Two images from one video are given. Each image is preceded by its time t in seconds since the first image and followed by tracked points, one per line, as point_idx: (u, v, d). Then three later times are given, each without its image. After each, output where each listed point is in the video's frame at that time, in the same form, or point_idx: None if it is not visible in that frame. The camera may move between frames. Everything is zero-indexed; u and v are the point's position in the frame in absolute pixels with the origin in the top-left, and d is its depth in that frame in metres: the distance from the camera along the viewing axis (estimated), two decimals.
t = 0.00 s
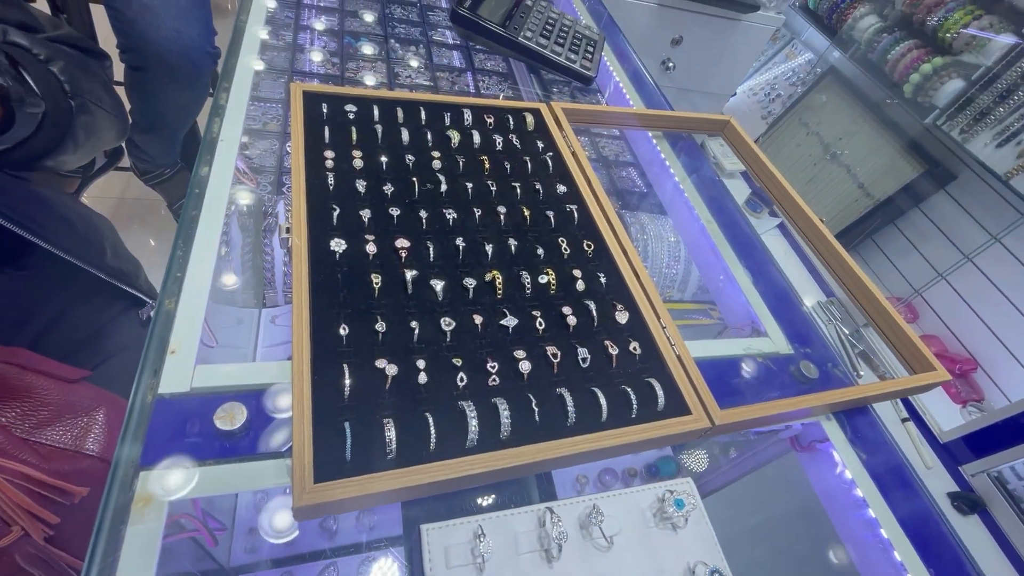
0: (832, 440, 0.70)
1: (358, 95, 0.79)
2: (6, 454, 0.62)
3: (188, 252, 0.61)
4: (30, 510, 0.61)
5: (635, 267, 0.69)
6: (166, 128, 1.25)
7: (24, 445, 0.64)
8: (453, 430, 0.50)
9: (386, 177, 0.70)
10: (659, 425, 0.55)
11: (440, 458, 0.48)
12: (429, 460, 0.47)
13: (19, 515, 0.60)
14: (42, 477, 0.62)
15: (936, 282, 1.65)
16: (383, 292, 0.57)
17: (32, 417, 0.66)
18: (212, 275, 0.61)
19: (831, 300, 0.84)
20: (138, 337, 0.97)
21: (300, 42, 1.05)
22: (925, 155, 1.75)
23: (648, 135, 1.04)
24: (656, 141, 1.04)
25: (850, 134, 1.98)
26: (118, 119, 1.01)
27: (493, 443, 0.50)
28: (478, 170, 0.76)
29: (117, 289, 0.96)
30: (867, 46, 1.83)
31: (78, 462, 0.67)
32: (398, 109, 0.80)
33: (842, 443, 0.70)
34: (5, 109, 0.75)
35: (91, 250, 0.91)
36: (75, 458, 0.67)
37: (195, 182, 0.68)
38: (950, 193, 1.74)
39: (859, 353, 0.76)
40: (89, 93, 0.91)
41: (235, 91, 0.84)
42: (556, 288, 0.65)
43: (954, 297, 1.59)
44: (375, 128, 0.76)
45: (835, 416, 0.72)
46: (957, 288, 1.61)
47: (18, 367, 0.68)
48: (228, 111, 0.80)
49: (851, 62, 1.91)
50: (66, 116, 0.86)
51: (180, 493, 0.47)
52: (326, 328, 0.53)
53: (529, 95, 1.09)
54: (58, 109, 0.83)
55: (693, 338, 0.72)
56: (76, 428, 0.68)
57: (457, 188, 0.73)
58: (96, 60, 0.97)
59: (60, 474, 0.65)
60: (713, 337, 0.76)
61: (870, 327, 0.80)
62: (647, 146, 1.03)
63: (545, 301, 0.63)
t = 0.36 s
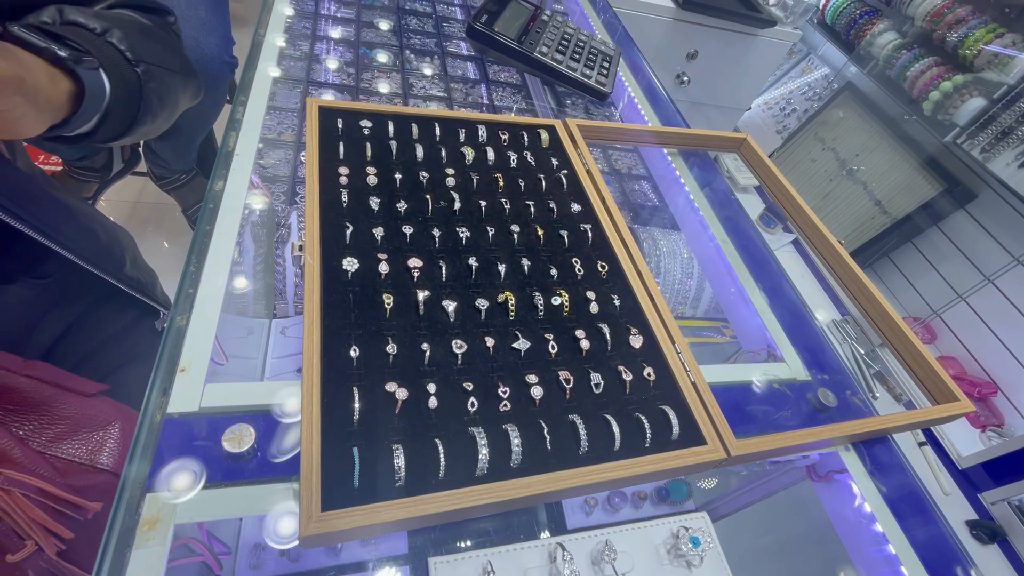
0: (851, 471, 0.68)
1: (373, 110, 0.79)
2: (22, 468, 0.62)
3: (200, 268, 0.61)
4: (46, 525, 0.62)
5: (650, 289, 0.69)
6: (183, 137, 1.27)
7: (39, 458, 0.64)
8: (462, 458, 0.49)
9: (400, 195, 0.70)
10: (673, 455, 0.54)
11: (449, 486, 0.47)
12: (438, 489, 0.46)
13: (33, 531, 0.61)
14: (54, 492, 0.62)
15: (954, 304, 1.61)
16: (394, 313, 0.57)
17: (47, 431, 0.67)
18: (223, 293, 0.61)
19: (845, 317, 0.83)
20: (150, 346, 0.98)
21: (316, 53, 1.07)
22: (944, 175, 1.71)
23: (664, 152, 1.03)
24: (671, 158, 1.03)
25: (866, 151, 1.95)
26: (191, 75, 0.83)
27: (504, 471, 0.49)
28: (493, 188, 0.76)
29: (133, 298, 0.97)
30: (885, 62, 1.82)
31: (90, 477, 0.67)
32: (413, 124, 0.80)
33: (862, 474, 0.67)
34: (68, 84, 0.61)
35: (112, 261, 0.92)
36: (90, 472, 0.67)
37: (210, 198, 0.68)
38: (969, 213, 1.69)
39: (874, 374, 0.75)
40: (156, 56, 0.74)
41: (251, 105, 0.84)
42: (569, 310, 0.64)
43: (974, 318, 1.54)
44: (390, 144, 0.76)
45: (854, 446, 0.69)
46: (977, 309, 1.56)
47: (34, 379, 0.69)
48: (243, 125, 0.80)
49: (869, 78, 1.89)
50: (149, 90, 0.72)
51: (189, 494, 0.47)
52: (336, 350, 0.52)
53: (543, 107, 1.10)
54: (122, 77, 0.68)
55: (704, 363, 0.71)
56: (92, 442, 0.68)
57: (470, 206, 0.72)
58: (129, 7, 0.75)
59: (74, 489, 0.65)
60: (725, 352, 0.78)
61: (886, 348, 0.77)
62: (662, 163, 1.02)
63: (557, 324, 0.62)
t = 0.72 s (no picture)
0: (891, 534, 0.63)
1: (396, 140, 0.78)
2: (55, 502, 0.66)
3: (217, 305, 0.60)
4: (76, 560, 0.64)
5: (678, 332, 0.66)
6: (205, 153, 1.27)
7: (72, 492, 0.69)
8: (484, 522, 0.46)
9: (422, 230, 0.68)
10: (705, 521, 0.51)
11: (469, 555, 0.44)
12: (458, 559, 0.43)
13: (66, 566, 0.62)
14: (86, 528, 0.66)
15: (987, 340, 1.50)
16: (415, 361, 0.54)
17: (80, 464, 0.72)
18: (240, 334, 0.59)
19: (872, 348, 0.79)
20: (170, 367, 0.97)
21: (338, 71, 1.07)
22: (975, 203, 1.63)
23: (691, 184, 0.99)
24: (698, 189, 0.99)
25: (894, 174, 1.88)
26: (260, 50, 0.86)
27: (527, 537, 0.46)
28: (517, 223, 0.74)
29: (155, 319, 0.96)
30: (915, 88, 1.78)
31: (119, 513, 0.71)
32: (436, 154, 0.79)
33: (902, 538, 0.63)
34: (151, 112, 0.68)
35: (140, 282, 0.92)
36: (119, 508, 0.71)
37: (229, 230, 0.66)
38: (1003, 243, 1.58)
39: (901, 410, 0.72)
40: (231, 48, 0.79)
41: (273, 133, 0.83)
42: (595, 356, 0.61)
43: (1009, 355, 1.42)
44: (413, 176, 0.74)
45: (895, 508, 0.65)
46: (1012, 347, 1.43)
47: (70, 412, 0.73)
48: (265, 153, 0.79)
49: (898, 103, 1.88)
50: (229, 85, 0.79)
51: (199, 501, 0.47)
52: (354, 401, 0.50)
53: (561, 120, 1.14)
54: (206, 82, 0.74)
55: (733, 412, 0.68)
56: (121, 478, 0.73)
57: (494, 243, 0.70)
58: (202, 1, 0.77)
59: (105, 524, 0.68)
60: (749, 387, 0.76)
61: (911, 381, 0.74)
62: (690, 195, 0.98)
63: (583, 372, 0.59)
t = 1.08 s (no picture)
0: None
1: (418, 168, 0.77)
2: (99, 538, 0.67)
3: (234, 336, 0.59)
4: None
5: (703, 376, 0.64)
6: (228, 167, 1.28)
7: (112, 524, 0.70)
8: None
9: (442, 263, 0.67)
10: None
11: None
12: None
13: None
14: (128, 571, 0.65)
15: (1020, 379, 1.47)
16: (433, 403, 0.53)
17: (122, 497, 0.74)
18: (258, 361, 0.59)
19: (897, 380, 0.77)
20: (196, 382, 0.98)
21: (359, 87, 1.07)
22: (1008, 236, 1.59)
23: (715, 216, 0.97)
24: (722, 222, 0.96)
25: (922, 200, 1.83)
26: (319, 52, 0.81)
27: None
28: (537, 257, 0.73)
29: (181, 334, 0.96)
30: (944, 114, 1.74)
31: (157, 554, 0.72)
32: (457, 184, 0.78)
33: None
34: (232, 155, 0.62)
35: (173, 296, 0.93)
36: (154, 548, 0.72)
37: (249, 259, 0.66)
38: None
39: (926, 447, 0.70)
40: (290, 66, 0.73)
41: (297, 157, 0.84)
42: (617, 402, 0.59)
43: None
44: (434, 206, 0.73)
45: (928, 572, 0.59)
46: None
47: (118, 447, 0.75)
48: (288, 177, 0.79)
49: (925, 129, 1.83)
50: (297, 105, 0.73)
51: (207, 509, 0.47)
52: (370, 447, 0.49)
53: (580, 141, 1.13)
54: (268, 106, 0.68)
55: (761, 463, 0.66)
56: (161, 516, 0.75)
57: (514, 277, 0.69)
58: None
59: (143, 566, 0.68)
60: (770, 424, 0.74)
61: (937, 417, 0.72)
62: (716, 233, 0.95)
63: (604, 418, 0.58)
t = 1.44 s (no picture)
0: None
1: (441, 188, 0.77)
2: None
3: (256, 354, 0.59)
4: None
5: (729, 409, 0.61)
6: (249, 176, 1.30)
7: (134, 564, 0.67)
8: None
9: (464, 285, 0.67)
10: None
11: None
12: None
13: None
14: None
15: None
16: (454, 431, 0.52)
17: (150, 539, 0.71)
18: (280, 375, 0.58)
19: (923, 411, 0.74)
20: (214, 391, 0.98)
21: (382, 101, 1.08)
22: None
23: (740, 240, 0.94)
24: (747, 246, 0.94)
25: (950, 225, 1.80)
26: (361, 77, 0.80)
27: None
28: (560, 280, 0.72)
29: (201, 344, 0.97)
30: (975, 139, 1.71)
31: None
32: (480, 204, 0.77)
33: None
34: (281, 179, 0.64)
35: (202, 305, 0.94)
36: None
37: (271, 276, 0.66)
38: None
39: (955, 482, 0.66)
40: (336, 89, 0.72)
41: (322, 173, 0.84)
42: (641, 434, 0.58)
43: None
44: (457, 227, 0.73)
45: None
46: None
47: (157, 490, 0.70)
48: (314, 195, 0.80)
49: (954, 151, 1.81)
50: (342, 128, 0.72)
51: (222, 513, 0.47)
52: (390, 476, 0.48)
53: (600, 158, 1.15)
54: (315, 131, 0.68)
55: (789, 503, 0.64)
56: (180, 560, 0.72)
57: (537, 302, 0.68)
58: (302, 22, 0.73)
59: None
60: (796, 459, 0.72)
61: (967, 450, 0.68)
62: (737, 253, 0.93)
63: (627, 451, 0.56)
